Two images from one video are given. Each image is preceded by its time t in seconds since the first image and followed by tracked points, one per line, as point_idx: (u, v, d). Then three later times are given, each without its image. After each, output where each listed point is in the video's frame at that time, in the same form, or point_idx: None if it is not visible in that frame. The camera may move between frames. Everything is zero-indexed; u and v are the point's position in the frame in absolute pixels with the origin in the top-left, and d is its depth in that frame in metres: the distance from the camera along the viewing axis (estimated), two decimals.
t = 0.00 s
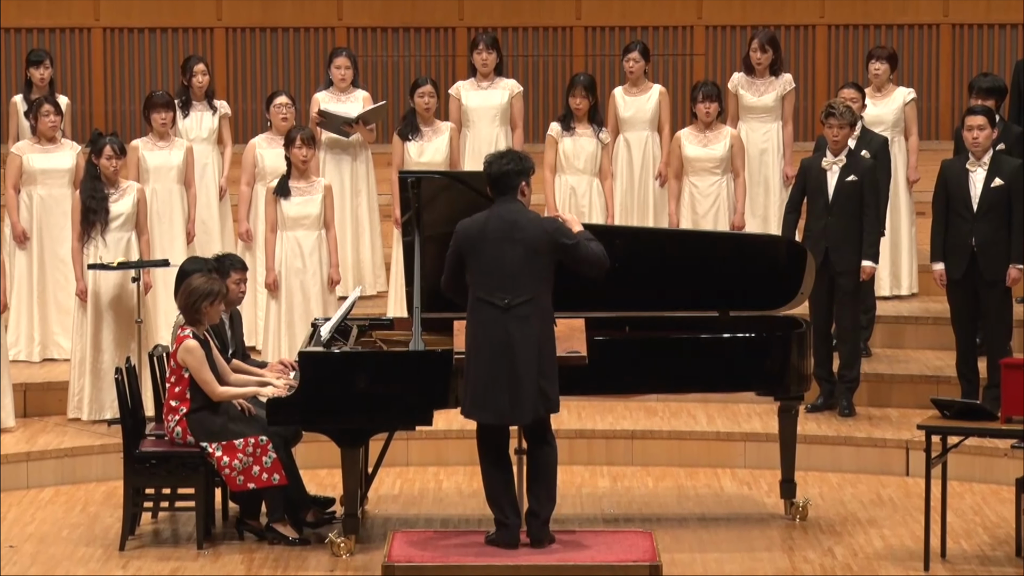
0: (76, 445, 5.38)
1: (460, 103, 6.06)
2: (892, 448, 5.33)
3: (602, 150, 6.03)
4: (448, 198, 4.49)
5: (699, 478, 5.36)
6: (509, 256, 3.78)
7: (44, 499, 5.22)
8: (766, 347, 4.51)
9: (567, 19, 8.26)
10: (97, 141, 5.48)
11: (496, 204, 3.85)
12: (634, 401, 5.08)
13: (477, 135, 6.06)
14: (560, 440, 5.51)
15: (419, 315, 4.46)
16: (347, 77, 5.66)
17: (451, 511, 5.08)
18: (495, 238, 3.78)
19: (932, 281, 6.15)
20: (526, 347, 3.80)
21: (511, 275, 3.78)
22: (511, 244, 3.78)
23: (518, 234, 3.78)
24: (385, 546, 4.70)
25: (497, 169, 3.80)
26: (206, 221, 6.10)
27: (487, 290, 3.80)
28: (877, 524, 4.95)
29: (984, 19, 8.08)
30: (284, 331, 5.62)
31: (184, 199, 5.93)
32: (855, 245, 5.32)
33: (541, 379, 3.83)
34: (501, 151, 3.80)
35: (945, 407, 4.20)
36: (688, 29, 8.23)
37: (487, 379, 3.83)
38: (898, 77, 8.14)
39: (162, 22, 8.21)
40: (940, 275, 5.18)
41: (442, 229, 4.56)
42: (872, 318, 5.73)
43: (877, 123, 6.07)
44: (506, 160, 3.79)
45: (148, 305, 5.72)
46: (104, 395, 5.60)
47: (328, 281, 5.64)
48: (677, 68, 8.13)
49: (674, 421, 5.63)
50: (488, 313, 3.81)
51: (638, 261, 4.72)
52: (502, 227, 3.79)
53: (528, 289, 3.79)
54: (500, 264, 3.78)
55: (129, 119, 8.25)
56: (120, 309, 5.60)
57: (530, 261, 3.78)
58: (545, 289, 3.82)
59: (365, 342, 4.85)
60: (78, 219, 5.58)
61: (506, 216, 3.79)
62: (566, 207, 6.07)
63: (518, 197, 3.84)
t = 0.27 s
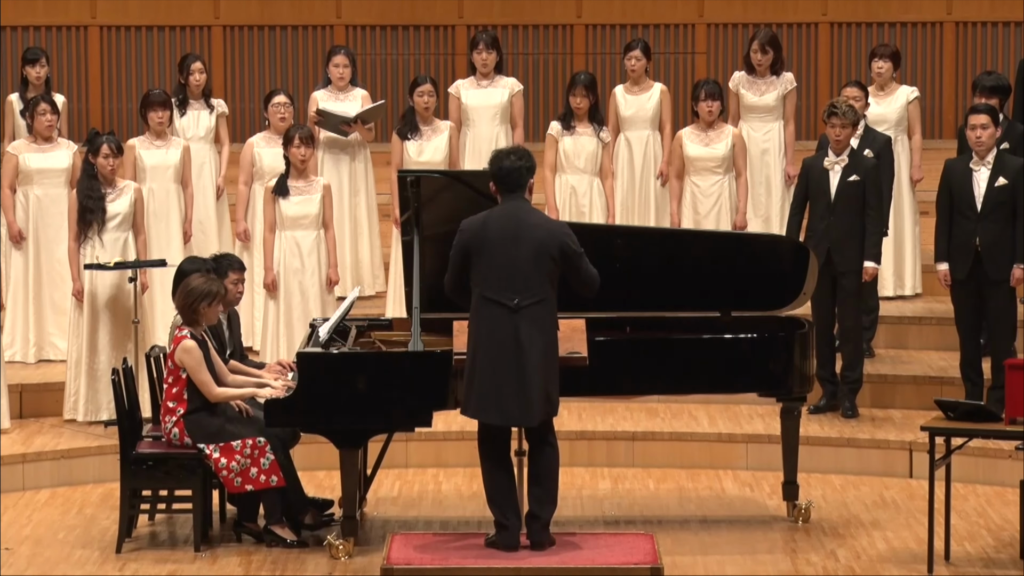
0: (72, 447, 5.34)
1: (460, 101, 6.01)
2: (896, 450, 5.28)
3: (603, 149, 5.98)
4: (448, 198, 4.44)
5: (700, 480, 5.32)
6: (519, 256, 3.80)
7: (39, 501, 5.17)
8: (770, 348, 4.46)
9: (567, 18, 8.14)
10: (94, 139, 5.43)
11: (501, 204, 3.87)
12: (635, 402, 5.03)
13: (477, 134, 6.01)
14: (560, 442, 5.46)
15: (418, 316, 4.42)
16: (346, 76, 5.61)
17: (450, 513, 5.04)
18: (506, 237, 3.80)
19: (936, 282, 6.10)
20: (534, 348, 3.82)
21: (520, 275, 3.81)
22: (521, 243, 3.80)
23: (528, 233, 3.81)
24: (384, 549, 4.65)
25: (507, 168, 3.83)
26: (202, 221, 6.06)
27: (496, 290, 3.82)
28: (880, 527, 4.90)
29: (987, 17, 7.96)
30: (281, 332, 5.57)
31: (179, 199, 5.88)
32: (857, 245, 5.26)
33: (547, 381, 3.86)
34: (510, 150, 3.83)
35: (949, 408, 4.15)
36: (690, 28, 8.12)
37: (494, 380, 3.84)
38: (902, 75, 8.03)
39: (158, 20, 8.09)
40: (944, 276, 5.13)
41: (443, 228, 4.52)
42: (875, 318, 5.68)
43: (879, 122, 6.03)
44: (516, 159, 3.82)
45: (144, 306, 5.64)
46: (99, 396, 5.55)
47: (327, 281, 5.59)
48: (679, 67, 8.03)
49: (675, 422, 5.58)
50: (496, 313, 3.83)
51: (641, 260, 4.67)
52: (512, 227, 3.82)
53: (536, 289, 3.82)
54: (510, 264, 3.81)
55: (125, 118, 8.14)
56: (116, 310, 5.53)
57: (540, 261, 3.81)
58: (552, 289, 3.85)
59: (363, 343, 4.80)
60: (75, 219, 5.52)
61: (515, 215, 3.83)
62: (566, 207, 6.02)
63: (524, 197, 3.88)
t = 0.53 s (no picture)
0: (67, 449, 5.27)
1: (459, 100, 5.96)
2: (900, 452, 5.22)
3: (604, 148, 5.91)
4: (447, 197, 4.38)
5: (703, 483, 5.25)
6: (525, 254, 3.76)
7: (33, 504, 5.10)
8: (773, 349, 4.40)
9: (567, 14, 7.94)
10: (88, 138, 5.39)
11: (506, 201, 3.83)
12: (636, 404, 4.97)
13: (476, 133, 5.94)
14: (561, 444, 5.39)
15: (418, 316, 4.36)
16: (343, 74, 5.55)
17: (449, 516, 4.97)
18: (512, 235, 3.76)
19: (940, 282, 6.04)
20: (540, 347, 3.79)
21: (527, 274, 3.77)
22: (527, 242, 3.76)
23: (534, 231, 3.77)
24: (383, 552, 4.58)
25: (513, 165, 3.78)
26: (197, 221, 6.00)
27: (501, 289, 3.78)
28: (885, 530, 4.84)
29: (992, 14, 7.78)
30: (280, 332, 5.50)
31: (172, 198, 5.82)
32: (860, 245, 5.20)
33: (552, 379, 3.83)
34: (516, 147, 3.79)
35: (954, 410, 4.09)
36: (692, 24, 7.92)
37: (499, 379, 3.80)
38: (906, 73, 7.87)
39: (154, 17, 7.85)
40: (949, 276, 5.06)
41: (441, 228, 4.45)
42: (878, 319, 5.62)
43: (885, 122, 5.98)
44: (522, 156, 3.78)
45: (140, 307, 5.58)
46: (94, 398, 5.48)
47: (324, 281, 5.53)
48: (682, 65, 7.91)
49: (678, 424, 5.51)
50: (502, 312, 3.79)
51: (643, 260, 4.61)
52: (518, 225, 3.78)
53: (543, 288, 3.79)
54: (516, 262, 3.77)
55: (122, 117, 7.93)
56: (112, 310, 5.47)
57: (546, 259, 3.77)
58: (558, 287, 3.82)
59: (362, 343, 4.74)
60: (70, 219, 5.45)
61: (521, 213, 3.79)
62: (567, 206, 5.95)
63: (529, 194, 3.83)
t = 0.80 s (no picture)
0: (64, 451, 5.22)
1: (458, 99, 5.91)
2: (904, 454, 5.17)
3: (604, 147, 5.86)
4: (447, 197, 4.33)
5: (704, 485, 5.20)
6: (528, 254, 3.72)
7: (29, 507, 5.05)
8: (777, 351, 4.35)
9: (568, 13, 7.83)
10: (85, 138, 5.33)
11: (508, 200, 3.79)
12: (638, 406, 4.92)
13: (476, 132, 5.89)
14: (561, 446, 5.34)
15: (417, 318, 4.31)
16: (340, 72, 5.51)
17: (448, 519, 4.92)
18: (515, 235, 3.72)
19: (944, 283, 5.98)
20: (544, 347, 3.75)
21: (530, 274, 3.73)
22: (530, 241, 3.72)
23: (537, 231, 3.73)
24: (381, 555, 4.54)
25: (515, 165, 3.74)
26: (195, 220, 5.96)
27: (504, 289, 3.74)
28: (887, 533, 4.79)
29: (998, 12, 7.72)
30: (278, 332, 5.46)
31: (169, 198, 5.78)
32: (862, 245, 5.15)
33: (557, 379, 3.79)
34: (518, 147, 3.74)
35: (958, 412, 4.04)
36: (694, 23, 7.79)
37: (503, 380, 3.76)
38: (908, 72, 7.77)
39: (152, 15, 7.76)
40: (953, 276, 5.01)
41: (440, 228, 4.41)
42: (882, 320, 5.57)
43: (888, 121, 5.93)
44: (525, 156, 3.73)
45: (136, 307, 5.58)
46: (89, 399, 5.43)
47: (323, 282, 5.47)
48: (683, 64, 7.81)
49: (679, 426, 5.46)
50: (505, 313, 3.74)
51: (645, 261, 4.56)
52: (521, 224, 3.73)
53: (546, 287, 3.74)
54: (519, 262, 3.72)
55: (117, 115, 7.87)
56: (108, 310, 5.44)
57: (549, 259, 3.73)
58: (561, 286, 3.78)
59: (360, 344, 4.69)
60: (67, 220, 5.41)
61: (523, 213, 3.74)
62: (567, 206, 5.90)
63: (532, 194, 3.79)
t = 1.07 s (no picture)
0: (60, 454, 5.17)
1: (458, 99, 5.86)
2: (907, 457, 5.12)
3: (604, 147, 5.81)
4: (447, 199, 4.28)
5: (706, 489, 5.15)
6: (529, 256, 3.68)
7: (24, 511, 5.00)
8: (778, 352, 4.31)
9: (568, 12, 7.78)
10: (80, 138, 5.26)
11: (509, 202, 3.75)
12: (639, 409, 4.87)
13: (476, 132, 5.85)
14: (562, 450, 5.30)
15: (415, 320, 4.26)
16: (338, 72, 5.45)
17: (448, 524, 4.87)
18: (515, 237, 3.68)
19: (948, 285, 5.93)
20: (546, 350, 3.71)
21: (531, 276, 3.69)
22: (531, 243, 3.69)
23: (538, 232, 3.69)
24: (380, 561, 4.49)
25: (516, 166, 3.71)
26: (192, 221, 5.90)
27: (505, 292, 3.71)
28: (891, 538, 4.74)
29: (1002, 12, 7.64)
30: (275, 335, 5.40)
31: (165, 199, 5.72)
32: (865, 247, 5.11)
33: (560, 383, 3.75)
34: (518, 147, 3.71)
35: (963, 415, 4.00)
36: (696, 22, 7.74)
37: (505, 384, 3.73)
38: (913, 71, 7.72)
39: (149, 14, 7.72)
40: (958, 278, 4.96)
41: (440, 229, 4.36)
42: (885, 323, 5.52)
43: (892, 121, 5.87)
44: (525, 157, 3.70)
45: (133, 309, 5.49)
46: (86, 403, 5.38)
47: (321, 284, 5.42)
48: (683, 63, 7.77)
49: (681, 429, 5.41)
50: (507, 315, 3.71)
51: (646, 263, 4.51)
52: (521, 226, 3.70)
53: (547, 289, 3.70)
54: (520, 264, 3.69)
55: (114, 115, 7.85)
56: (105, 313, 5.36)
57: (550, 261, 3.69)
58: (563, 289, 3.74)
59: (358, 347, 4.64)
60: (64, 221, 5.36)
61: (524, 214, 3.71)
62: (568, 208, 5.85)
63: (533, 195, 3.75)
